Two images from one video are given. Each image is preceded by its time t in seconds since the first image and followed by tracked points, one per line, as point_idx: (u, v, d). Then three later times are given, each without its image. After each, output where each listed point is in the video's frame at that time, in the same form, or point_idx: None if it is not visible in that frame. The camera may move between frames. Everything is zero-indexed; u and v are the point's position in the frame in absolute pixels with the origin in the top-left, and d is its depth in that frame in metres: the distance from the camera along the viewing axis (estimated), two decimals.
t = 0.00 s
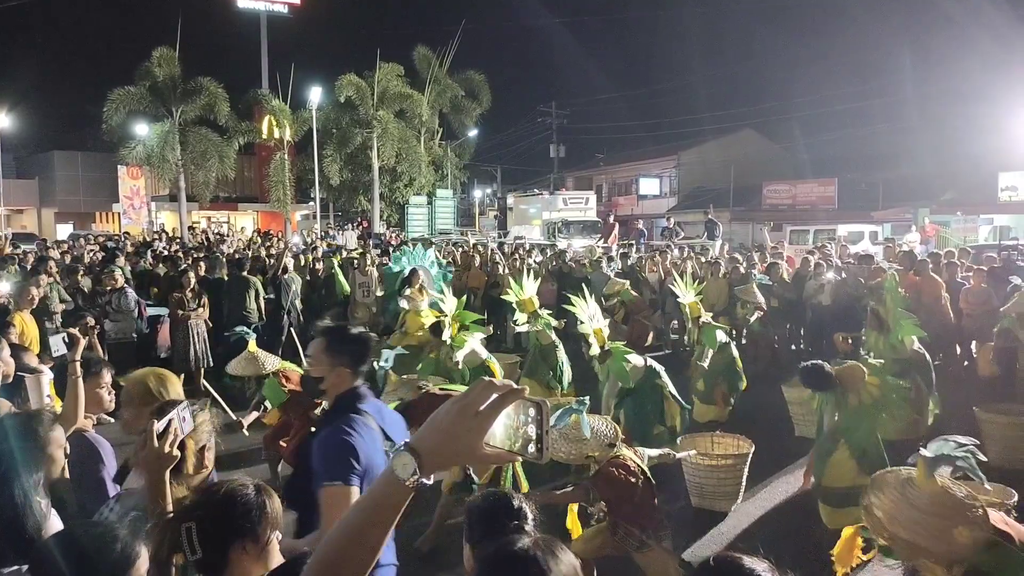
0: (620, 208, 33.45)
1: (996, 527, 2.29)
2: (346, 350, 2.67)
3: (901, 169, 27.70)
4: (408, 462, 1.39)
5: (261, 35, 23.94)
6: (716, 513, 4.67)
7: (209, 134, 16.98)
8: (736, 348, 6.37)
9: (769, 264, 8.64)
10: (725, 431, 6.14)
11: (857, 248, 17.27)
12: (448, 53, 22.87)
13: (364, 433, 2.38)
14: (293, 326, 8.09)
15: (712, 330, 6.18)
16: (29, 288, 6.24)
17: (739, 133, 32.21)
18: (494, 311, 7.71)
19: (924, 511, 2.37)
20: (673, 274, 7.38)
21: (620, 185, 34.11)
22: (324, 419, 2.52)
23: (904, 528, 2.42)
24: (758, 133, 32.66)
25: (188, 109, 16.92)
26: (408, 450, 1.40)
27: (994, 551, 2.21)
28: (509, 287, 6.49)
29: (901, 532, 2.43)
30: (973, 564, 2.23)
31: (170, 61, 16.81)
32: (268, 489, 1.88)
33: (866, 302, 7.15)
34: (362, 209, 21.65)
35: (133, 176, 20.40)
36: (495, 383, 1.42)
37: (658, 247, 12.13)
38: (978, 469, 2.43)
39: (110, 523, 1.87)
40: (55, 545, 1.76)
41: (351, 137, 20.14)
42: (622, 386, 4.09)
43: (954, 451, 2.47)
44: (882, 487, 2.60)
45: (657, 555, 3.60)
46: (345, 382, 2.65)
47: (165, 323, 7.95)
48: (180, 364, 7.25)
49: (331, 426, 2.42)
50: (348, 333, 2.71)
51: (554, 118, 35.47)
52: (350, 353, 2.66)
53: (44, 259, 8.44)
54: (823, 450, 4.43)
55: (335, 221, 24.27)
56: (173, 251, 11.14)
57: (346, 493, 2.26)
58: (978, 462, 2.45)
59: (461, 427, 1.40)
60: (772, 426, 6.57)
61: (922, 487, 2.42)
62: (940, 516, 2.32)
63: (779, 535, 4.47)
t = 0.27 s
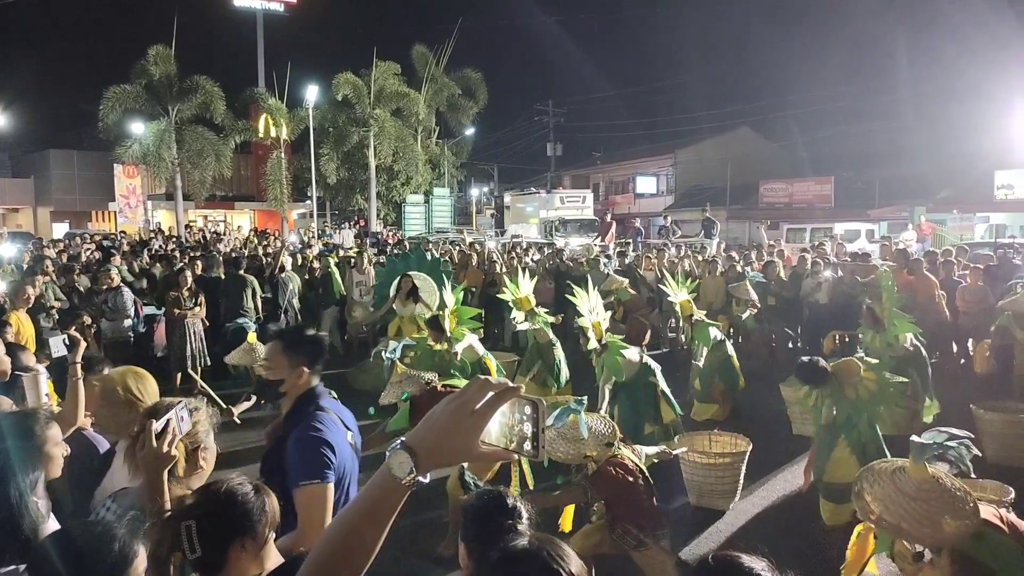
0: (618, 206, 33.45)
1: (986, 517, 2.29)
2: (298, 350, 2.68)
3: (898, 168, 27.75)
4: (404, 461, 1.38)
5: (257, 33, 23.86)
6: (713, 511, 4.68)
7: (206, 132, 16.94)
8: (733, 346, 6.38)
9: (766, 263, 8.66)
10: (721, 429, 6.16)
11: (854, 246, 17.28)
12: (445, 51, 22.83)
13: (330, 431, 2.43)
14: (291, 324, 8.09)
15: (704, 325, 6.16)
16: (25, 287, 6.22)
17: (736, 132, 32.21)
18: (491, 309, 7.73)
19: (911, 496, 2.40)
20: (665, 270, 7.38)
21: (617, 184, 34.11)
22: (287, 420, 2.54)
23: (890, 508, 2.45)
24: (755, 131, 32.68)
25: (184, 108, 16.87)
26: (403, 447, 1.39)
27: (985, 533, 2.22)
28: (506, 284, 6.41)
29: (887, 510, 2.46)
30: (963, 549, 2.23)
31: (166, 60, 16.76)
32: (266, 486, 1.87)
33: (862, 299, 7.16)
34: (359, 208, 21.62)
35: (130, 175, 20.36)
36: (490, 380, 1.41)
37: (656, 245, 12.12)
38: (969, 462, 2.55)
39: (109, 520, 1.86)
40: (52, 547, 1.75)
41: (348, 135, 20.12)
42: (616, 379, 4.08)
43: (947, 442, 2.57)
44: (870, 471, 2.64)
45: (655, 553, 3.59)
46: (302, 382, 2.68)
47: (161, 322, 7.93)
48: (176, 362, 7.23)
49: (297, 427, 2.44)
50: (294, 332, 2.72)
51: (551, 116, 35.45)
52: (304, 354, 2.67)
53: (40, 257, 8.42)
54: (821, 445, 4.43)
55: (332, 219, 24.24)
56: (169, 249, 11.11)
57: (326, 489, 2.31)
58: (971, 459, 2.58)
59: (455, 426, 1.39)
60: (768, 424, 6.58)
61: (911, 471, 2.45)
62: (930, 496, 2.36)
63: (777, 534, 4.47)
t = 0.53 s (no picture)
0: (616, 205, 33.46)
1: (982, 512, 2.32)
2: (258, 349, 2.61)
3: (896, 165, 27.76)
4: (406, 462, 1.38)
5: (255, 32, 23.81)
6: (712, 509, 4.67)
7: (204, 131, 16.92)
8: (729, 343, 6.38)
9: (765, 261, 8.67)
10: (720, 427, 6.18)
11: (853, 244, 17.30)
12: (444, 49, 22.81)
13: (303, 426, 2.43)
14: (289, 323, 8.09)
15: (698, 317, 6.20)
16: (23, 287, 6.21)
17: (735, 130, 32.21)
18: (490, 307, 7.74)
19: (906, 489, 2.37)
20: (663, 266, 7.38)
21: (616, 182, 34.10)
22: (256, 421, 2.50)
23: (887, 502, 2.40)
24: (753, 129, 32.68)
25: (182, 107, 16.84)
26: (404, 448, 1.39)
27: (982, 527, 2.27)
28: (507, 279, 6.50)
29: (885, 504, 2.41)
30: (954, 543, 2.28)
31: (164, 59, 16.74)
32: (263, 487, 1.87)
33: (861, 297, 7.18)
34: (358, 207, 21.61)
35: (128, 175, 20.32)
36: (492, 382, 1.42)
37: (654, 243, 12.14)
38: (962, 458, 2.66)
39: (109, 522, 1.86)
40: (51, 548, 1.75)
41: (347, 134, 20.10)
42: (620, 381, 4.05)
43: (940, 437, 2.70)
44: (866, 465, 2.59)
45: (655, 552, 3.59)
46: (263, 381, 2.61)
47: (159, 322, 7.92)
48: (175, 362, 7.22)
49: (267, 426, 2.42)
50: (250, 332, 2.66)
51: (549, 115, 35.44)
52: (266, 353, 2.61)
53: (38, 257, 8.41)
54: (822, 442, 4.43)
55: (331, 218, 24.24)
56: (167, 249, 11.10)
57: (307, 484, 2.32)
58: (965, 456, 2.67)
59: (458, 427, 1.39)
60: (768, 422, 6.59)
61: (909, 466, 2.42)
62: (928, 488, 2.34)
63: (775, 531, 4.48)
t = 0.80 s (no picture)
0: (616, 205, 33.49)
1: (968, 509, 2.31)
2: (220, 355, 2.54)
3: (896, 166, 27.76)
4: (408, 464, 1.38)
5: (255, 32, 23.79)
6: (711, 509, 4.67)
7: (204, 132, 16.92)
8: (724, 339, 6.41)
9: (764, 262, 8.67)
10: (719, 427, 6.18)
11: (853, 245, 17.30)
12: (444, 50, 22.80)
13: (276, 431, 2.35)
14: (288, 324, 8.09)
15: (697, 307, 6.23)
16: (23, 287, 6.21)
17: (735, 131, 32.21)
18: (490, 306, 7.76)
19: (896, 486, 2.37)
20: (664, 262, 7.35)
21: (615, 183, 34.09)
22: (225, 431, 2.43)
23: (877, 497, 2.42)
24: (754, 130, 32.68)
25: (182, 108, 16.82)
26: (407, 450, 1.39)
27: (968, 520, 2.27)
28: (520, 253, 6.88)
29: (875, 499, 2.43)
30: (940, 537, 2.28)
31: (163, 59, 16.74)
32: (260, 488, 1.86)
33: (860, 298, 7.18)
34: (357, 207, 21.61)
35: (127, 175, 20.31)
36: (496, 384, 1.42)
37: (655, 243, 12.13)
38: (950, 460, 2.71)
39: (111, 521, 1.86)
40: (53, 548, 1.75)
41: (346, 134, 20.09)
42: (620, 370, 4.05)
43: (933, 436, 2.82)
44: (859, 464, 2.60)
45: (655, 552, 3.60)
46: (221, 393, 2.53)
47: (158, 323, 7.92)
48: (174, 363, 7.22)
49: (237, 435, 2.36)
50: (209, 342, 2.58)
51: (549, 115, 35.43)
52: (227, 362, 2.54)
53: (38, 258, 8.41)
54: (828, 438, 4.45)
55: (331, 219, 24.24)
56: (167, 249, 11.09)
57: (285, 489, 2.28)
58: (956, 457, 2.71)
59: (461, 430, 1.39)
60: (767, 422, 6.60)
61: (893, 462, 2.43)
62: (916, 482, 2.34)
63: (775, 531, 4.48)
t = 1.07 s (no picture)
0: (614, 204, 33.48)
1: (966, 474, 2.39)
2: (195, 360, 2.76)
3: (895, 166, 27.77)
4: (410, 464, 1.38)
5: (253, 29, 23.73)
6: (709, 508, 4.68)
7: (202, 129, 16.88)
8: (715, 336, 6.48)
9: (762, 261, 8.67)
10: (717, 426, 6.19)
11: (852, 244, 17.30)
12: (443, 47, 22.76)
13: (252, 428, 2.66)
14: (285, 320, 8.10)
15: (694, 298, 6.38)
16: (20, 284, 6.19)
17: (733, 129, 32.20)
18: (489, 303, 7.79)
19: (900, 399, 2.78)
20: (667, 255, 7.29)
21: (614, 181, 34.06)
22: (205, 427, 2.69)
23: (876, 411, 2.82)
24: (752, 129, 32.66)
25: (180, 104, 16.78)
26: (408, 450, 1.39)
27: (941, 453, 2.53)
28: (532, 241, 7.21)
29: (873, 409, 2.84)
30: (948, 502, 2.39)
31: (161, 56, 16.71)
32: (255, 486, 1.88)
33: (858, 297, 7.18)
34: (355, 204, 21.58)
35: (125, 171, 20.26)
36: (498, 384, 1.42)
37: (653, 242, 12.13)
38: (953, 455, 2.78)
39: (110, 517, 1.85)
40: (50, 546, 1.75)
41: (345, 132, 20.06)
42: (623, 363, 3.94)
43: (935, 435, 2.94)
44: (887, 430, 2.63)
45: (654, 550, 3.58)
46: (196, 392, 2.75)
47: (156, 320, 7.92)
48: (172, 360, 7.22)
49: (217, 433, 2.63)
50: (182, 347, 2.82)
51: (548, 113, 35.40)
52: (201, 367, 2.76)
53: (35, 255, 8.39)
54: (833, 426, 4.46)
55: (329, 216, 24.22)
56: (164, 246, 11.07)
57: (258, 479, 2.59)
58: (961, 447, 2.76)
59: (463, 430, 1.40)
60: (765, 421, 6.61)
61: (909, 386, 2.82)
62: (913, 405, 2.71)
63: (773, 529, 4.49)
